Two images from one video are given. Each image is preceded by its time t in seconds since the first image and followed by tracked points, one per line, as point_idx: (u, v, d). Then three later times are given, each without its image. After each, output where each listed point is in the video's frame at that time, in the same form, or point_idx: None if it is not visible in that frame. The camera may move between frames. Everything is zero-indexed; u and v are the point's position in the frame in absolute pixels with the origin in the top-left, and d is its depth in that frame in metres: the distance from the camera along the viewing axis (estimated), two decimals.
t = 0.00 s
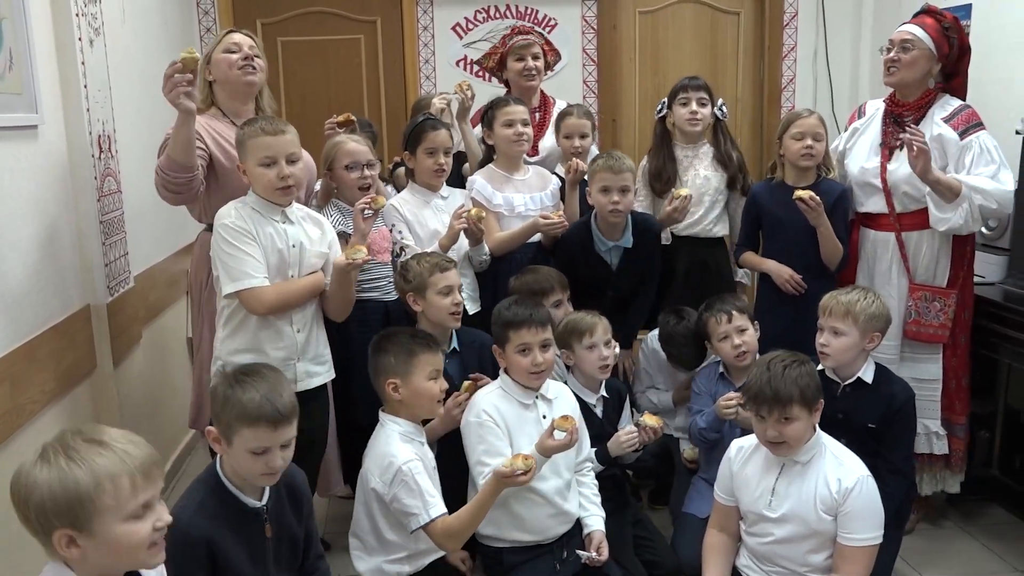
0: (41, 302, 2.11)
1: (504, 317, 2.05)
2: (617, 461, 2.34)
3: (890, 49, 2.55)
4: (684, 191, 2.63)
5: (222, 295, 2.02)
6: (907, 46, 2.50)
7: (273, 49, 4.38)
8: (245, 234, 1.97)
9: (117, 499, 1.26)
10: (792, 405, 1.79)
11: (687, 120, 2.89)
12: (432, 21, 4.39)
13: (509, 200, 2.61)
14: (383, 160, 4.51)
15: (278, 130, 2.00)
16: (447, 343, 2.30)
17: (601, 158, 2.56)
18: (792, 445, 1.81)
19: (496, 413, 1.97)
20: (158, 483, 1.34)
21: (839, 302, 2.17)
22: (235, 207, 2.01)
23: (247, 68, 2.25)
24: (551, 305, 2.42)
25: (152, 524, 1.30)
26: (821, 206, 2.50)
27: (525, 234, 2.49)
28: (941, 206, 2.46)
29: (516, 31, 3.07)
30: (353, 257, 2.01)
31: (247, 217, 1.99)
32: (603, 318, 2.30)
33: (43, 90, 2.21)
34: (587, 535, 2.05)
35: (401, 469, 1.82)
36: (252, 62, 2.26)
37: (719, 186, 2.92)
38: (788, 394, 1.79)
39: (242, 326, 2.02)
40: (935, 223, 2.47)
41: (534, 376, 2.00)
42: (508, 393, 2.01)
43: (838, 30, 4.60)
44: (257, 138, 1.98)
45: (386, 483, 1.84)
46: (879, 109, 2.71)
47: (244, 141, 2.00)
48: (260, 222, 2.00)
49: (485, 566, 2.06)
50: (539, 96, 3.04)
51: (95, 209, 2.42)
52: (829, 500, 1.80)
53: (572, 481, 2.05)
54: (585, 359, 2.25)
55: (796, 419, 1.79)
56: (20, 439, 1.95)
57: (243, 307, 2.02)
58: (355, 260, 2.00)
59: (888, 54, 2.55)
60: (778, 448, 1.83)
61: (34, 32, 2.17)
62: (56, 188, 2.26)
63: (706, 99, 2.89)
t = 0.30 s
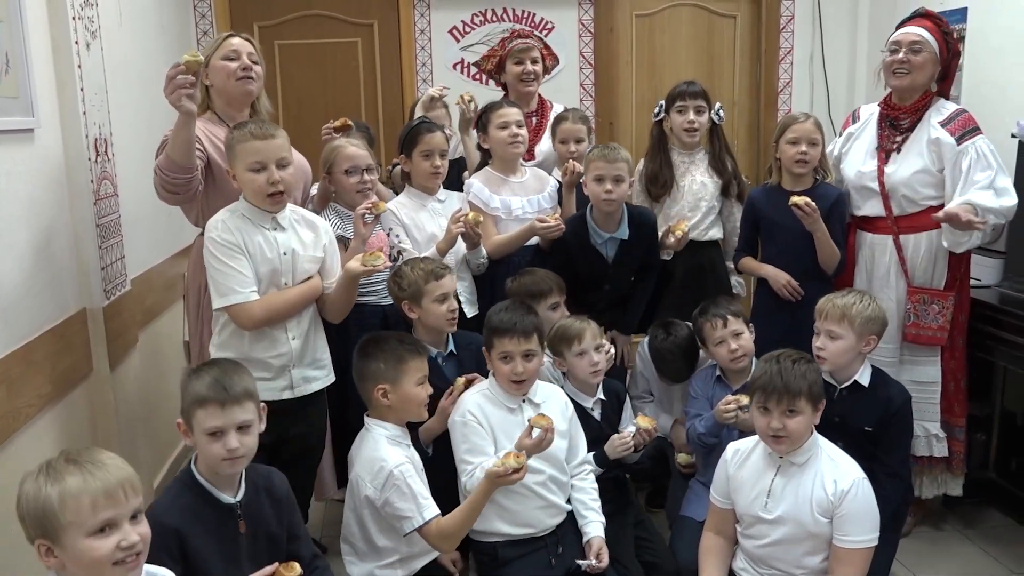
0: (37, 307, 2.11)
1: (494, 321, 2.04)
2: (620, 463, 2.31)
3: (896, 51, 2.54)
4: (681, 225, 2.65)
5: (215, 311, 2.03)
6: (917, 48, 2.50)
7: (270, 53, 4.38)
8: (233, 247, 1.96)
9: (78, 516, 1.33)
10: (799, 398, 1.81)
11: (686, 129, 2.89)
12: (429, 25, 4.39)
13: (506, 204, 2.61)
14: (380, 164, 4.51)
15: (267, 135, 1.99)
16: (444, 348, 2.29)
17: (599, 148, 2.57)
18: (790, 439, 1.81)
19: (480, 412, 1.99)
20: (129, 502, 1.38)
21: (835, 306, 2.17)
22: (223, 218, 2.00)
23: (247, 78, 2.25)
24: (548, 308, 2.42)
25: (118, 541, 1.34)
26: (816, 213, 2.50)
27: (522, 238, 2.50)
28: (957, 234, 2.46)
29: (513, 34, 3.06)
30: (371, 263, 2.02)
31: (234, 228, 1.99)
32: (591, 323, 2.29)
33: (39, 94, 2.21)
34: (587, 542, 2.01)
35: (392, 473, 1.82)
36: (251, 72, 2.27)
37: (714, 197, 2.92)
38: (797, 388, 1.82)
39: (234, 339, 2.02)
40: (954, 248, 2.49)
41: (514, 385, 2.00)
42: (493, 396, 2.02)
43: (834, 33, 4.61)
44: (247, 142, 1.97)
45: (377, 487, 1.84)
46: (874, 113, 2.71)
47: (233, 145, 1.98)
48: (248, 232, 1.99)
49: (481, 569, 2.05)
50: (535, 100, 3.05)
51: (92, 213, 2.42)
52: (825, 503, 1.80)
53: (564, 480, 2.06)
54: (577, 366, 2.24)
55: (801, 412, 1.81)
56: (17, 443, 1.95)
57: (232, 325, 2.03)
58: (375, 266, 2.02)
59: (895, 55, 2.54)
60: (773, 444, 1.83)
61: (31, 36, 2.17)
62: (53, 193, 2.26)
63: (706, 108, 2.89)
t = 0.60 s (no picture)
0: (33, 313, 2.10)
1: (494, 322, 2.05)
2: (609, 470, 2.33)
3: (901, 52, 2.54)
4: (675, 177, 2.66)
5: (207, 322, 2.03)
6: (923, 49, 2.51)
7: (267, 57, 4.38)
8: (221, 257, 1.96)
9: (71, 500, 1.39)
10: (807, 398, 1.83)
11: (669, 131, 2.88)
12: (426, 30, 4.39)
13: (503, 208, 2.61)
14: (378, 169, 4.51)
15: (264, 141, 1.98)
16: (441, 352, 2.29)
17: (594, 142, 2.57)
18: (795, 438, 1.81)
19: (483, 419, 1.99)
20: (120, 490, 1.45)
21: (832, 310, 2.17)
22: (210, 227, 2.00)
23: (241, 84, 2.25)
24: (544, 313, 2.42)
25: (108, 528, 1.41)
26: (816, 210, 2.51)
27: (520, 238, 2.49)
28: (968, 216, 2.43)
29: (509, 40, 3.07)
30: (365, 271, 2.01)
31: (222, 237, 1.98)
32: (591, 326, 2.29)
33: (36, 100, 2.21)
34: (588, 552, 2.01)
35: (384, 475, 1.82)
36: (246, 77, 2.27)
37: (711, 197, 2.93)
38: (808, 389, 1.83)
39: (227, 349, 2.02)
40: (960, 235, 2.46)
41: (516, 385, 2.00)
42: (494, 402, 2.02)
43: (831, 38, 4.62)
44: (243, 148, 1.96)
45: (371, 490, 1.84)
46: (869, 117, 2.72)
47: (227, 152, 1.97)
48: (236, 241, 1.99)
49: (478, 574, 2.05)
50: (534, 105, 3.05)
51: (88, 219, 2.42)
52: (824, 506, 1.80)
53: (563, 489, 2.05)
54: (575, 368, 2.25)
55: (807, 412, 1.82)
56: (13, 449, 1.94)
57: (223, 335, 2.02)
58: (369, 275, 2.01)
59: (901, 56, 2.53)
60: (779, 443, 1.83)
61: (27, 42, 2.17)
62: (50, 198, 2.26)
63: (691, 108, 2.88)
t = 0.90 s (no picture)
0: (29, 317, 2.10)
1: (487, 331, 2.05)
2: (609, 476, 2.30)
3: (897, 58, 2.54)
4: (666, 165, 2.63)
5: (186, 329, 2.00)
6: (917, 55, 2.52)
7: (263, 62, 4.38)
8: (204, 263, 1.94)
9: (72, 493, 1.40)
10: (808, 399, 1.82)
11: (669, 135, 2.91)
12: (423, 34, 4.39)
13: (500, 212, 2.61)
14: (375, 173, 4.51)
15: (241, 144, 1.96)
16: (445, 356, 2.29)
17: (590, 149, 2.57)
18: (795, 440, 1.81)
19: (482, 425, 1.98)
20: (120, 487, 1.45)
21: (829, 313, 2.17)
22: (193, 232, 1.97)
23: (236, 88, 2.25)
24: (541, 316, 2.41)
25: (106, 522, 1.41)
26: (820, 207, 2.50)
27: (519, 243, 2.50)
28: (967, 212, 2.42)
29: (505, 44, 3.08)
30: (356, 279, 2.03)
31: (205, 243, 1.96)
32: (589, 332, 2.29)
33: (31, 105, 2.21)
34: (585, 557, 2.01)
35: (373, 485, 1.82)
36: (241, 82, 2.27)
37: (707, 201, 2.93)
38: (810, 389, 1.83)
39: (208, 358, 2.00)
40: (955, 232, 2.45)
41: (513, 394, 2.00)
42: (494, 408, 2.01)
43: (826, 41, 4.63)
44: (219, 152, 1.94)
45: (361, 500, 1.84)
46: (865, 120, 2.72)
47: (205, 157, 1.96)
48: (219, 247, 1.97)
49: None
50: (530, 109, 3.05)
51: (84, 223, 2.42)
52: (824, 508, 1.80)
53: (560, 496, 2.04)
54: (573, 374, 2.25)
55: (807, 413, 1.82)
56: (9, 454, 1.94)
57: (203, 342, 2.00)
58: (359, 281, 2.02)
59: (897, 62, 2.53)
60: (779, 443, 1.83)
61: (22, 47, 2.17)
62: (46, 203, 2.25)
63: (689, 113, 2.90)
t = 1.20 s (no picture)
0: (27, 320, 2.09)
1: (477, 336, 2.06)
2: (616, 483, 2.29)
3: (892, 62, 2.55)
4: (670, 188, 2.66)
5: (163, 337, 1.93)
6: (914, 58, 2.52)
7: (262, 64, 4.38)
8: (184, 268, 1.87)
9: (67, 497, 1.39)
10: (807, 402, 1.82)
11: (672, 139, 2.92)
12: (421, 35, 4.39)
13: (498, 214, 2.61)
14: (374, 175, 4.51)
15: (219, 144, 1.90)
16: (432, 363, 2.27)
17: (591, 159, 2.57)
18: (796, 445, 1.81)
19: (474, 430, 1.98)
20: (115, 489, 1.45)
21: (826, 315, 2.18)
22: (174, 237, 1.91)
23: (236, 91, 2.25)
24: (541, 319, 2.41)
25: (102, 526, 1.41)
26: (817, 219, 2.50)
27: (516, 245, 2.49)
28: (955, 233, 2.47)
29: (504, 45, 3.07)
30: (336, 289, 1.97)
31: (186, 248, 1.89)
32: (609, 338, 2.28)
33: (30, 107, 2.20)
34: (580, 561, 2.01)
35: (374, 489, 1.81)
36: (241, 84, 2.26)
37: (708, 204, 2.94)
38: (807, 391, 1.83)
39: (186, 367, 1.92)
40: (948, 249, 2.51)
41: (504, 399, 2.00)
42: (486, 413, 2.01)
43: (825, 43, 4.64)
44: (197, 153, 1.89)
45: (360, 504, 1.83)
46: (861, 122, 2.72)
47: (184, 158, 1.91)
48: (201, 253, 1.90)
49: None
50: (529, 111, 3.05)
51: (82, 226, 2.41)
52: (825, 514, 1.79)
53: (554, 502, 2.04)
54: (589, 381, 2.25)
55: (805, 416, 1.81)
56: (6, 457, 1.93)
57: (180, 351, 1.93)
58: (339, 291, 1.97)
59: (891, 66, 2.54)
60: (778, 448, 1.83)
61: (21, 49, 2.16)
62: (44, 204, 2.24)
63: (692, 117, 2.90)
